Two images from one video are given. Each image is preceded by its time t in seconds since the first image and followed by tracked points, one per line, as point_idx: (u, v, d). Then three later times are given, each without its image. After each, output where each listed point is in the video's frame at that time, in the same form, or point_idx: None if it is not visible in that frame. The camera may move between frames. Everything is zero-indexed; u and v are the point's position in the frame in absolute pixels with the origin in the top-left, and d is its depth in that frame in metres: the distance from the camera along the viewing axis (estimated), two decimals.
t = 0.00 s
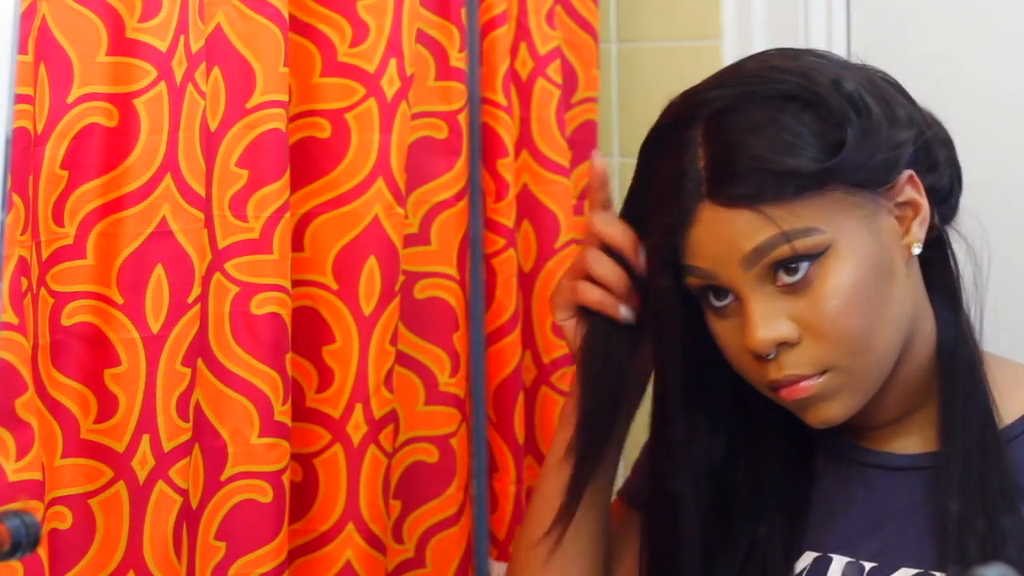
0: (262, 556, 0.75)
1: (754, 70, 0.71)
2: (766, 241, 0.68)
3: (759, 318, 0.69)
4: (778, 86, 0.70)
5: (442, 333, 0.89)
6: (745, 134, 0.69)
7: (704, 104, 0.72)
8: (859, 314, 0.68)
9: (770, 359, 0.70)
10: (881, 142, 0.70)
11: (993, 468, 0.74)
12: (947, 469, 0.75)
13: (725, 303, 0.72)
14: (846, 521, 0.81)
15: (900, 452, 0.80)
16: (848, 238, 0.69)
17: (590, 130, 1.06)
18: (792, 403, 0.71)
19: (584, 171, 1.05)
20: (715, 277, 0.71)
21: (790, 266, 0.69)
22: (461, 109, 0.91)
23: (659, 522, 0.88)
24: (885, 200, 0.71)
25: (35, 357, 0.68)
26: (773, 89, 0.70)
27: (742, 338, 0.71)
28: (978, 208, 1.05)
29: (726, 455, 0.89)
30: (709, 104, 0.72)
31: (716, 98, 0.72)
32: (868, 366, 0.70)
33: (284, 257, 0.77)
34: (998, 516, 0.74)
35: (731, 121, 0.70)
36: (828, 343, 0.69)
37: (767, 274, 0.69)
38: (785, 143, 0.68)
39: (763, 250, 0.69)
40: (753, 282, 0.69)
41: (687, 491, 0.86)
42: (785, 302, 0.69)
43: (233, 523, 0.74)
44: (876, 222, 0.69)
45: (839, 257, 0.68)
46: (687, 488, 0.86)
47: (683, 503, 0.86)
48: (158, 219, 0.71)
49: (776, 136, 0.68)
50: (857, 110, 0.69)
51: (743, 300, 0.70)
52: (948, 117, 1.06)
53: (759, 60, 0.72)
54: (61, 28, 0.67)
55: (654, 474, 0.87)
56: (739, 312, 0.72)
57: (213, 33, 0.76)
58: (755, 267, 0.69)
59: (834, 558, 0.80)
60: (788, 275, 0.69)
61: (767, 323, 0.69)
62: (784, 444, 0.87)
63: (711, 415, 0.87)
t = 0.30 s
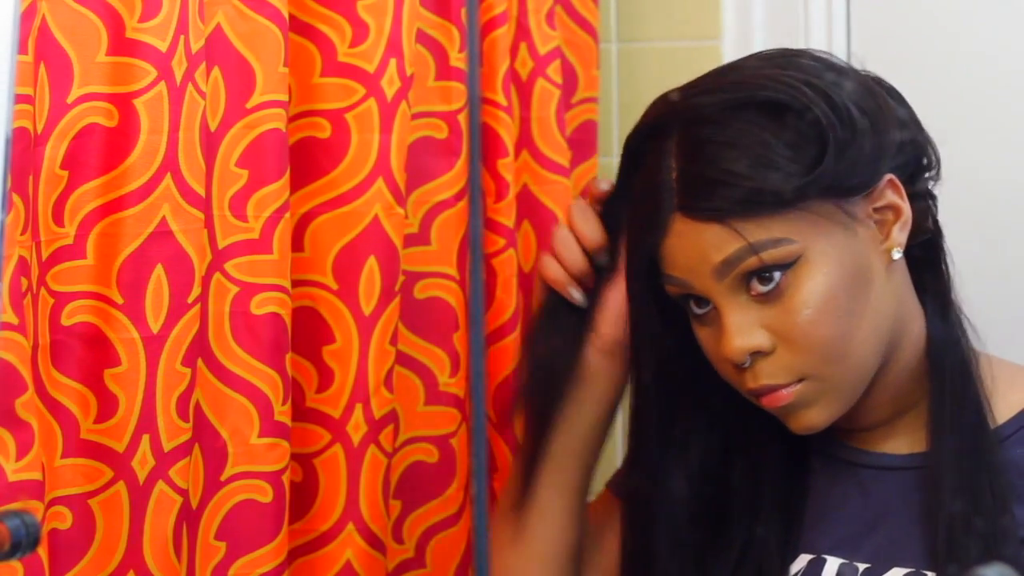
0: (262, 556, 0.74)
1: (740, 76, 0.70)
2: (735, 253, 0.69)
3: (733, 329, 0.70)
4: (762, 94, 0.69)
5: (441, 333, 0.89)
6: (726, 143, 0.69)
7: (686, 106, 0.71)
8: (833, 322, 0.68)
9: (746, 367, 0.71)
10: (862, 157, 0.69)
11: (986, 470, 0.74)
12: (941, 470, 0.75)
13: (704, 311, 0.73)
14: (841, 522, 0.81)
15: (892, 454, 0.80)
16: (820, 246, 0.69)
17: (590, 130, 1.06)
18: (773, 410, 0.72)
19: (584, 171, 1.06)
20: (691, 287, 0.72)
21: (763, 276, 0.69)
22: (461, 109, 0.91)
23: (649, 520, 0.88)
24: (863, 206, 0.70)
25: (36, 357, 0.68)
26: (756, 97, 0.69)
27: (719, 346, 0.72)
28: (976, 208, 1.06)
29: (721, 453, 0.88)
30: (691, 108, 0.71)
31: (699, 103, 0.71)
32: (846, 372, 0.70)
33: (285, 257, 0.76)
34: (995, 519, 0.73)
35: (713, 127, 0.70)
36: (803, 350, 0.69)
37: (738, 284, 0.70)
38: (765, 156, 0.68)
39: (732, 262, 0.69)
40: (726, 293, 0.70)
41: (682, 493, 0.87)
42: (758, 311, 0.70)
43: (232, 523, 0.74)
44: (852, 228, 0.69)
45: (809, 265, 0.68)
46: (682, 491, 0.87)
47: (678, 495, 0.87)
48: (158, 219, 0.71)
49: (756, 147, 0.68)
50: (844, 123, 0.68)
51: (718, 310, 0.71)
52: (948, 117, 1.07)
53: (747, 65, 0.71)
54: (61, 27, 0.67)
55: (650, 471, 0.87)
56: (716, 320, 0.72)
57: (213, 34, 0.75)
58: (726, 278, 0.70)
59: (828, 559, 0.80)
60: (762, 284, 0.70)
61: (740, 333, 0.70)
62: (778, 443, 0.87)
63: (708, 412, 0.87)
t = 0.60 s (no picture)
0: (262, 556, 0.73)
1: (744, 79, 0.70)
2: (731, 247, 0.67)
3: (729, 323, 0.69)
4: (764, 95, 0.69)
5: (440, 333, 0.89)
6: (724, 138, 0.68)
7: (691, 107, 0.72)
8: (829, 317, 0.68)
9: (740, 361, 0.70)
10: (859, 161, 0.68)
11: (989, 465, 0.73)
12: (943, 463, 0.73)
13: (699, 304, 0.72)
14: (843, 512, 0.77)
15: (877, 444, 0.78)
16: (816, 242, 0.68)
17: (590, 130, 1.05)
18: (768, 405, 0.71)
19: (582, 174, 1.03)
20: (686, 279, 0.71)
21: (761, 270, 0.68)
22: (461, 109, 0.91)
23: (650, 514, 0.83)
24: (863, 202, 0.70)
25: (36, 357, 0.68)
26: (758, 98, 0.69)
27: (714, 340, 0.71)
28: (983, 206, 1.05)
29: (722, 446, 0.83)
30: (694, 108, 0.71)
31: (701, 102, 0.71)
32: (840, 367, 0.69)
33: (285, 257, 0.75)
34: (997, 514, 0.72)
35: (713, 123, 0.69)
36: (796, 342, 0.68)
37: (735, 278, 0.69)
38: (764, 152, 0.67)
39: (728, 256, 0.68)
40: (723, 287, 0.69)
41: (682, 493, 0.82)
42: (754, 305, 0.69)
43: (233, 524, 0.73)
44: (849, 225, 0.69)
45: (805, 261, 0.68)
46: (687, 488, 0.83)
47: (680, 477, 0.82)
48: (158, 219, 0.72)
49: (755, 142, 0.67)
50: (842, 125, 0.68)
51: (715, 303, 0.70)
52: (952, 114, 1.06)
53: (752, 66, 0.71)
54: (61, 26, 0.68)
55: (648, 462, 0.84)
56: (711, 312, 0.71)
57: (213, 34, 0.75)
58: (722, 271, 0.68)
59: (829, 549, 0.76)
60: (759, 278, 0.69)
61: (735, 327, 0.69)
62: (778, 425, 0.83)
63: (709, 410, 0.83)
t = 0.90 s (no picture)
0: (262, 556, 0.71)
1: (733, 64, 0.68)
2: (738, 240, 0.65)
3: (734, 316, 0.66)
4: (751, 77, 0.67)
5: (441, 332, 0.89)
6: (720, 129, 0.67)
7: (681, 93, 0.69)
8: (836, 310, 0.65)
9: (744, 355, 0.67)
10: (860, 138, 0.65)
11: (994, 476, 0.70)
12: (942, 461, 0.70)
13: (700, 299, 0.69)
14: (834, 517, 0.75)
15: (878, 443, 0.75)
16: (822, 232, 0.65)
17: (591, 131, 1.04)
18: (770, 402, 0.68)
19: (584, 171, 1.05)
20: (691, 274, 0.68)
21: (767, 262, 0.65)
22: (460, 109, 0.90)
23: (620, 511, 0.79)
24: (864, 197, 0.67)
25: (35, 357, 0.70)
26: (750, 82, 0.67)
27: (718, 334, 0.68)
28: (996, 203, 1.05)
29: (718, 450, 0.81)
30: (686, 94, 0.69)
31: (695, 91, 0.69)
32: (845, 361, 0.66)
33: (285, 256, 0.73)
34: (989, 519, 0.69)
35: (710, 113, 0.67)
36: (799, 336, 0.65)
37: (741, 271, 0.65)
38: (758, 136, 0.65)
39: (735, 248, 0.65)
40: (728, 280, 0.66)
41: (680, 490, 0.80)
42: (762, 299, 0.66)
43: (232, 524, 0.71)
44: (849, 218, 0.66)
45: (812, 252, 0.65)
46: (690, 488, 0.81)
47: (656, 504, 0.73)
48: (158, 219, 0.72)
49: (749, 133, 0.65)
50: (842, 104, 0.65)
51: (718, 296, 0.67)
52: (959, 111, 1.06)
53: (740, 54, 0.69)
54: (60, 27, 0.69)
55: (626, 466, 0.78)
56: (716, 306, 0.68)
57: (213, 34, 0.73)
58: (727, 264, 0.65)
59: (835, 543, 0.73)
60: (764, 270, 0.65)
61: (740, 321, 0.65)
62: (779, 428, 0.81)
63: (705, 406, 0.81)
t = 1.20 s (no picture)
0: (262, 556, 0.74)
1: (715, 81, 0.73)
2: (767, 250, 0.68)
3: (763, 326, 0.69)
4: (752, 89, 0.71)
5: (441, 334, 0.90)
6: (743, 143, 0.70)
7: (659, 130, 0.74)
8: (864, 318, 0.68)
9: (774, 366, 0.70)
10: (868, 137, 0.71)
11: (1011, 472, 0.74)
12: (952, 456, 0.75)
13: (720, 312, 0.72)
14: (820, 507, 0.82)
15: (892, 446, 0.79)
16: (849, 239, 0.69)
17: (591, 130, 1.06)
18: (801, 414, 0.72)
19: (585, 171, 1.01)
20: (716, 285, 0.70)
21: (792, 271, 0.69)
22: (461, 110, 0.91)
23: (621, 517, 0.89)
24: (882, 201, 0.71)
25: (36, 357, 0.68)
26: (755, 90, 0.71)
27: (747, 345, 0.71)
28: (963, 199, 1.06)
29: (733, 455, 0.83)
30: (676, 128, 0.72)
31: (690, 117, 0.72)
32: (872, 366, 0.70)
33: (285, 257, 0.76)
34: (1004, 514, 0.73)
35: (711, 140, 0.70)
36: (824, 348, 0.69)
37: (770, 279, 0.69)
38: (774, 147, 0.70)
39: (764, 257, 0.68)
40: (756, 290, 0.69)
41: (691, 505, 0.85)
42: (789, 308, 0.69)
43: (233, 523, 0.73)
44: (872, 221, 0.70)
45: (840, 261, 0.68)
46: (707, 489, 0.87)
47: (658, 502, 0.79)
48: (158, 219, 0.71)
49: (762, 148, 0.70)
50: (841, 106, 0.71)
51: (746, 308, 0.69)
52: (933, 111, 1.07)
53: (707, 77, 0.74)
54: (60, 27, 0.67)
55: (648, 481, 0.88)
56: (741, 320, 0.71)
57: (213, 34, 0.76)
58: (757, 273, 0.68)
59: (825, 547, 0.78)
60: (790, 279, 0.69)
61: (772, 330, 0.68)
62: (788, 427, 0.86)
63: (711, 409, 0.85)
